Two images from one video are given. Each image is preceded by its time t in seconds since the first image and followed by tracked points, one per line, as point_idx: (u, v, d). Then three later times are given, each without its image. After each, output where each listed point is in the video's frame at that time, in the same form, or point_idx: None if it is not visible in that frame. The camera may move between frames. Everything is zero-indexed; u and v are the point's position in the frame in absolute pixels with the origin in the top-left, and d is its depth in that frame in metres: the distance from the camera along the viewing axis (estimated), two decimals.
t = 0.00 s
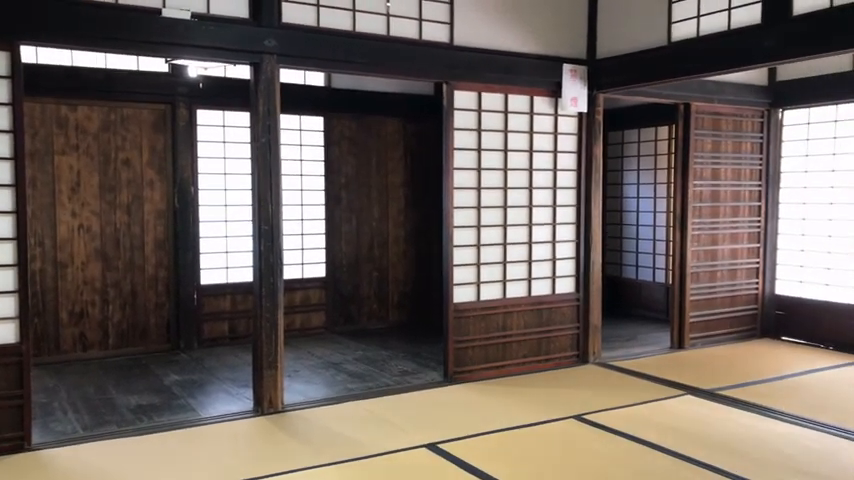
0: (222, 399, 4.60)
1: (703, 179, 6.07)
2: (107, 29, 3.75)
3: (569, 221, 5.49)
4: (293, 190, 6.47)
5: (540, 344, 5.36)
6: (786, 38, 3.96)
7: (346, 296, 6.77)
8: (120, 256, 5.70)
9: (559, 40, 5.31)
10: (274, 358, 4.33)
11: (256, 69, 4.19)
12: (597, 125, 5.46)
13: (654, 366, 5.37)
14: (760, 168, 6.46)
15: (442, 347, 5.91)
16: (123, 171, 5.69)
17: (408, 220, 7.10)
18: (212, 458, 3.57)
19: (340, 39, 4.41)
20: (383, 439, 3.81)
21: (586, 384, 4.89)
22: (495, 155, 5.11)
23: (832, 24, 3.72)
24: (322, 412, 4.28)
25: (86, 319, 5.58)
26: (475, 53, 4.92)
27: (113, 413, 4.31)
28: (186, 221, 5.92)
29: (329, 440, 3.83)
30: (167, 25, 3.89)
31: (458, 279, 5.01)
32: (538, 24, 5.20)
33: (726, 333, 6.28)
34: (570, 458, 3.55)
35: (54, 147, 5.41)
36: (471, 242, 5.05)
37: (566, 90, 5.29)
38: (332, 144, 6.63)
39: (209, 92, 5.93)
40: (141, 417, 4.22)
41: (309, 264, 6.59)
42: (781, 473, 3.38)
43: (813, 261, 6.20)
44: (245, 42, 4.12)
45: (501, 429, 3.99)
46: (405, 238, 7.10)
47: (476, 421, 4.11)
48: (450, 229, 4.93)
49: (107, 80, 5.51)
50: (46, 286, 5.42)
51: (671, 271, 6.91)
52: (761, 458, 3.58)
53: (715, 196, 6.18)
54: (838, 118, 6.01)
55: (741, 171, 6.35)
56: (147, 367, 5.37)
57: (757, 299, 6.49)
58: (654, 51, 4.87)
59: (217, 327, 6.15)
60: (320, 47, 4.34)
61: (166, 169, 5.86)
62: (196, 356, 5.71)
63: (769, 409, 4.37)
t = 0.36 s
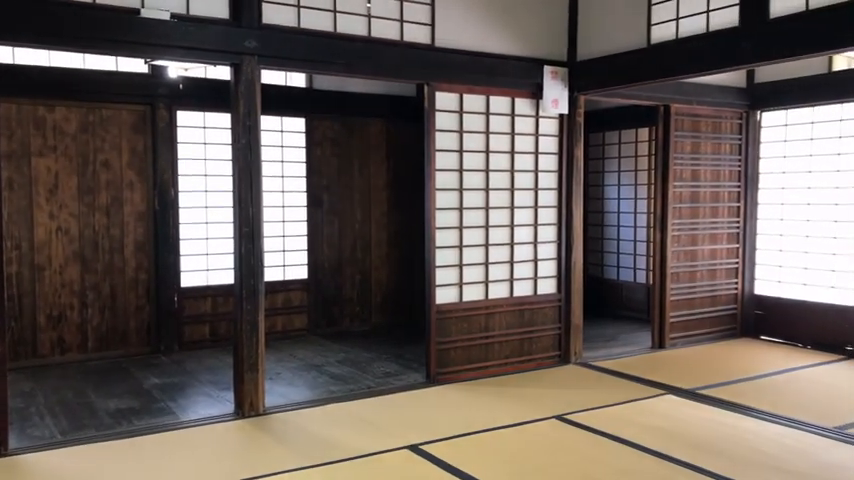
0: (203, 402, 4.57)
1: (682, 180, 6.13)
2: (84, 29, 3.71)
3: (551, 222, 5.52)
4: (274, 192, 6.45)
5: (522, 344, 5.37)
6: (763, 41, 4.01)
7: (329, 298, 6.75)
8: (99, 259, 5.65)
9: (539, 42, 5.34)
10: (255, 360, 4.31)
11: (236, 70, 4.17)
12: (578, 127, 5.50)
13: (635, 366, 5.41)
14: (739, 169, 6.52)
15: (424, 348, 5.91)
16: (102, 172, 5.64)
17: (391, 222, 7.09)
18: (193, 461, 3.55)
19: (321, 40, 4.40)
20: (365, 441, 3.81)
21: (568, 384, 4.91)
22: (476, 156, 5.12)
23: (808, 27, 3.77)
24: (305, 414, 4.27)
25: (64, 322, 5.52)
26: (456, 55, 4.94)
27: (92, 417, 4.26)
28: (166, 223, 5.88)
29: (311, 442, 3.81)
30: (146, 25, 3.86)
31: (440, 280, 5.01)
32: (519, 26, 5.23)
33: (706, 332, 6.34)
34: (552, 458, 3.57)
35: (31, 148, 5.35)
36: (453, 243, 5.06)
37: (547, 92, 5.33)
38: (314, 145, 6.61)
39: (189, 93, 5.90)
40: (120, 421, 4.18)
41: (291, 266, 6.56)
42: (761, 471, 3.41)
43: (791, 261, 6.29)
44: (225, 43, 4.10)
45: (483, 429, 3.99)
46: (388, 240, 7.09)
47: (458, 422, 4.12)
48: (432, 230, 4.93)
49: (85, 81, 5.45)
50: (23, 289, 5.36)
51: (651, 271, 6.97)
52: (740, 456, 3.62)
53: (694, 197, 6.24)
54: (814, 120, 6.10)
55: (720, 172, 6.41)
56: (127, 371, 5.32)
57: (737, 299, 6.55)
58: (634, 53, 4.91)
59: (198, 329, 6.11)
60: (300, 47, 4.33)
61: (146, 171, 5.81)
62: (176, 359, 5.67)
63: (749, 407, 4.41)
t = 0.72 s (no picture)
0: (174, 405, 4.51)
1: (654, 181, 6.19)
2: (51, 27, 3.65)
3: (524, 223, 5.55)
4: (247, 192, 6.40)
5: (495, 344, 5.39)
6: (733, 44, 4.06)
7: (302, 299, 6.72)
8: (68, 260, 5.56)
9: (513, 43, 5.36)
10: (227, 362, 4.27)
11: (208, 69, 4.13)
12: (551, 128, 5.53)
13: (608, 366, 5.45)
14: (710, 170, 6.61)
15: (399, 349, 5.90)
16: (71, 172, 5.55)
17: (365, 223, 7.07)
18: (163, 465, 3.50)
19: (294, 40, 4.37)
20: (339, 443, 3.79)
21: (541, 383, 4.94)
22: (450, 157, 5.13)
23: (776, 31, 3.83)
24: (278, 417, 4.24)
25: (32, 325, 5.42)
26: (430, 56, 4.94)
27: (59, 421, 4.19)
28: (137, 224, 5.80)
29: (284, 444, 3.78)
30: (115, 23, 3.80)
31: (414, 280, 5.01)
32: (492, 27, 5.24)
33: (677, 331, 6.41)
34: (525, 457, 3.58)
35: None
36: (428, 244, 5.05)
37: (520, 93, 5.36)
38: (288, 145, 6.57)
39: (160, 93, 5.83)
40: (89, 425, 4.12)
41: (264, 267, 6.52)
42: (730, 469, 3.46)
43: (760, 261, 6.39)
44: (196, 42, 4.05)
45: (457, 430, 3.99)
46: (362, 240, 7.07)
47: (432, 423, 4.11)
48: (407, 230, 4.92)
49: (53, 80, 5.35)
50: None
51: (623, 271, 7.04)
52: (710, 454, 3.67)
53: (666, 198, 6.31)
54: (782, 122, 6.21)
55: (691, 173, 6.49)
56: (96, 374, 5.25)
57: (707, 299, 6.64)
58: (607, 55, 4.96)
59: (170, 331, 6.04)
60: (273, 47, 4.30)
61: (116, 170, 5.74)
62: (147, 362, 5.60)
63: (719, 406, 4.48)
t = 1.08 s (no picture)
0: (143, 408, 4.44)
1: (625, 182, 6.24)
2: (15, 22, 3.56)
3: (498, 223, 5.56)
4: (218, 193, 6.34)
5: (469, 345, 5.39)
6: (703, 46, 4.11)
7: (275, 300, 6.66)
8: (33, 262, 5.45)
9: (486, 44, 5.37)
10: (197, 365, 4.21)
11: (178, 68, 4.07)
12: (524, 129, 5.55)
13: (581, 365, 5.48)
14: (681, 172, 6.68)
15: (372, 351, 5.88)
16: (37, 172, 5.44)
17: (338, 223, 7.04)
18: (131, 470, 3.43)
19: (265, 39, 4.34)
20: (311, 445, 3.75)
21: (514, 383, 4.95)
22: (424, 157, 5.12)
23: (745, 34, 3.88)
24: (249, 419, 4.19)
25: None
26: (404, 56, 4.93)
27: (24, 426, 4.10)
28: (106, 224, 5.71)
29: (255, 447, 3.74)
30: (82, 19, 3.73)
31: (388, 281, 4.99)
32: (466, 28, 5.25)
33: (649, 331, 6.47)
34: (498, 458, 3.57)
35: None
36: (401, 244, 5.04)
37: (494, 94, 5.37)
38: (260, 145, 6.51)
39: (129, 91, 5.75)
40: (55, 429, 4.03)
41: (235, 268, 6.46)
42: (700, 466, 3.49)
43: (730, 261, 6.48)
44: (166, 40, 4.00)
45: (430, 430, 3.98)
46: (336, 241, 7.03)
47: (405, 424, 4.10)
48: (380, 231, 4.90)
49: (19, 78, 5.25)
50: None
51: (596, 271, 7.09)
52: (681, 452, 3.70)
53: (637, 199, 6.36)
54: (752, 124, 6.30)
55: (662, 175, 6.55)
56: (63, 377, 5.15)
57: (679, 299, 6.71)
58: (579, 56, 4.99)
59: (139, 333, 5.96)
60: (245, 45, 4.26)
61: (84, 169, 5.64)
62: (116, 365, 5.51)
63: (689, 404, 4.52)
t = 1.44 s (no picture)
0: (120, 408, 4.40)
1: (605, 182, 6.27)
2: None
3: (479, 223, 5.57)
4: (197, 190, 6.29)
5: (450, 343, 5.40)
6: (681, 47, 4.14)
7: (255, 299, 6.62)
8: (8, 260, 5.37)
9: (467, 43, 5.38)
10: (175, 364, 4.17)
11: (156, 64, 4.03)
12: (505, 129, 5.56)
13: (561, 364, 5.51)
14: (660, 172, 6.74)
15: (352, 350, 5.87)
16: (11, 169, 5.36)
17: (319, 222, 7.01)
18: (107, 470, 3.39)
19: (245, 36, 4.31)
20: (291, 444, 3.73)
21: (494, 382, 4.96)
22: (405, 156, 5.11)
23: (722, 35, 3.92)
24: (227, 419, 4.16)
25: None
26: (385, 54, 4.92)
27: None
28: (83, 222, 5.64)
29: (234, 446, 3.71)
30: (58, 14, 3.68)
31: (368, 280, 4.98)
32: (447, 27, 5.25)
33: (628, 330, 6.52)
34: (478, 456, 3.58)
35: None
36: (382, 243, 5.03)
37: (475, 93, 5.38)
38: (239, 143, 6.48)
39: (106, 88, 5.68)
40: (30, 429, 3.98)
41: (214, 267, 6.41)
42: (678, 464, 3.52)
43: (708, 261, 6.55)
44: (144, 36, 3.95)
45: (410, 429, 3.98)
46: (316, 240, 7.01)
47: (385, 423, 4.09)
48: (360, 229, 4.89)
49: None
50: None
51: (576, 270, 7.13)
52: (659, 449, 3.73)
53: (617, 198, 6.40)
54: (730, 125, 6.36)
55: (641, 175, 6.60)
56: (38, 376, 5.08)
57: (657, 298, 6.76)
58: (560, 56, 5.01)
59: (117, 332, 5.90)
60: (224, 42, 4.23)
61: (60, 166, 5.56)
62: (93, 364, 5.44)
63: (668, 402, 4.56)
